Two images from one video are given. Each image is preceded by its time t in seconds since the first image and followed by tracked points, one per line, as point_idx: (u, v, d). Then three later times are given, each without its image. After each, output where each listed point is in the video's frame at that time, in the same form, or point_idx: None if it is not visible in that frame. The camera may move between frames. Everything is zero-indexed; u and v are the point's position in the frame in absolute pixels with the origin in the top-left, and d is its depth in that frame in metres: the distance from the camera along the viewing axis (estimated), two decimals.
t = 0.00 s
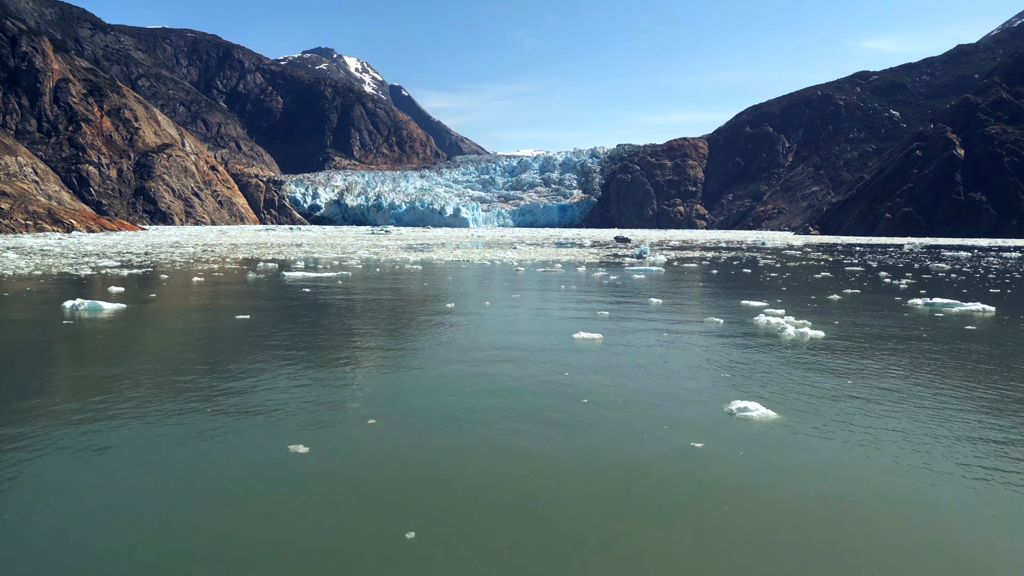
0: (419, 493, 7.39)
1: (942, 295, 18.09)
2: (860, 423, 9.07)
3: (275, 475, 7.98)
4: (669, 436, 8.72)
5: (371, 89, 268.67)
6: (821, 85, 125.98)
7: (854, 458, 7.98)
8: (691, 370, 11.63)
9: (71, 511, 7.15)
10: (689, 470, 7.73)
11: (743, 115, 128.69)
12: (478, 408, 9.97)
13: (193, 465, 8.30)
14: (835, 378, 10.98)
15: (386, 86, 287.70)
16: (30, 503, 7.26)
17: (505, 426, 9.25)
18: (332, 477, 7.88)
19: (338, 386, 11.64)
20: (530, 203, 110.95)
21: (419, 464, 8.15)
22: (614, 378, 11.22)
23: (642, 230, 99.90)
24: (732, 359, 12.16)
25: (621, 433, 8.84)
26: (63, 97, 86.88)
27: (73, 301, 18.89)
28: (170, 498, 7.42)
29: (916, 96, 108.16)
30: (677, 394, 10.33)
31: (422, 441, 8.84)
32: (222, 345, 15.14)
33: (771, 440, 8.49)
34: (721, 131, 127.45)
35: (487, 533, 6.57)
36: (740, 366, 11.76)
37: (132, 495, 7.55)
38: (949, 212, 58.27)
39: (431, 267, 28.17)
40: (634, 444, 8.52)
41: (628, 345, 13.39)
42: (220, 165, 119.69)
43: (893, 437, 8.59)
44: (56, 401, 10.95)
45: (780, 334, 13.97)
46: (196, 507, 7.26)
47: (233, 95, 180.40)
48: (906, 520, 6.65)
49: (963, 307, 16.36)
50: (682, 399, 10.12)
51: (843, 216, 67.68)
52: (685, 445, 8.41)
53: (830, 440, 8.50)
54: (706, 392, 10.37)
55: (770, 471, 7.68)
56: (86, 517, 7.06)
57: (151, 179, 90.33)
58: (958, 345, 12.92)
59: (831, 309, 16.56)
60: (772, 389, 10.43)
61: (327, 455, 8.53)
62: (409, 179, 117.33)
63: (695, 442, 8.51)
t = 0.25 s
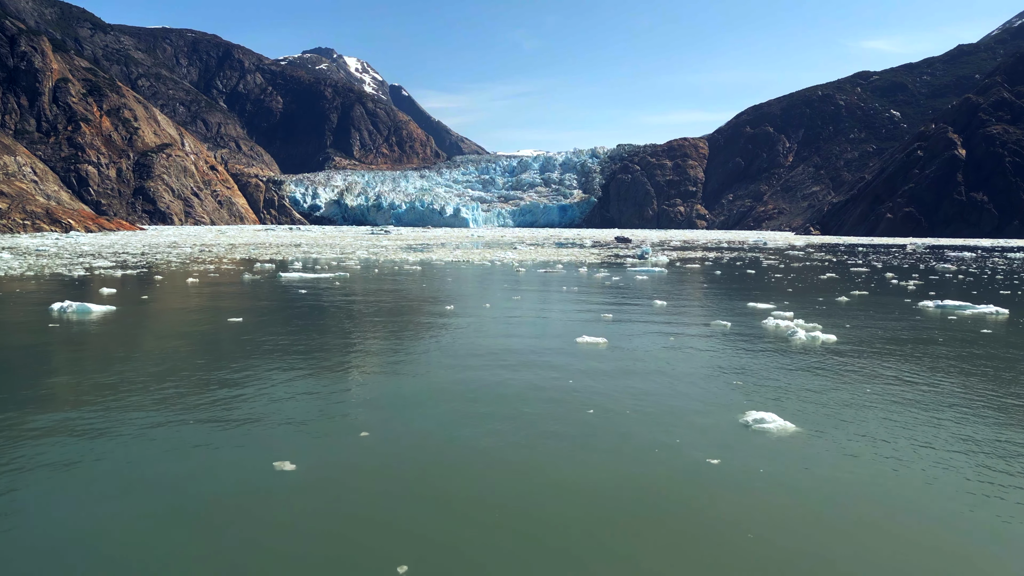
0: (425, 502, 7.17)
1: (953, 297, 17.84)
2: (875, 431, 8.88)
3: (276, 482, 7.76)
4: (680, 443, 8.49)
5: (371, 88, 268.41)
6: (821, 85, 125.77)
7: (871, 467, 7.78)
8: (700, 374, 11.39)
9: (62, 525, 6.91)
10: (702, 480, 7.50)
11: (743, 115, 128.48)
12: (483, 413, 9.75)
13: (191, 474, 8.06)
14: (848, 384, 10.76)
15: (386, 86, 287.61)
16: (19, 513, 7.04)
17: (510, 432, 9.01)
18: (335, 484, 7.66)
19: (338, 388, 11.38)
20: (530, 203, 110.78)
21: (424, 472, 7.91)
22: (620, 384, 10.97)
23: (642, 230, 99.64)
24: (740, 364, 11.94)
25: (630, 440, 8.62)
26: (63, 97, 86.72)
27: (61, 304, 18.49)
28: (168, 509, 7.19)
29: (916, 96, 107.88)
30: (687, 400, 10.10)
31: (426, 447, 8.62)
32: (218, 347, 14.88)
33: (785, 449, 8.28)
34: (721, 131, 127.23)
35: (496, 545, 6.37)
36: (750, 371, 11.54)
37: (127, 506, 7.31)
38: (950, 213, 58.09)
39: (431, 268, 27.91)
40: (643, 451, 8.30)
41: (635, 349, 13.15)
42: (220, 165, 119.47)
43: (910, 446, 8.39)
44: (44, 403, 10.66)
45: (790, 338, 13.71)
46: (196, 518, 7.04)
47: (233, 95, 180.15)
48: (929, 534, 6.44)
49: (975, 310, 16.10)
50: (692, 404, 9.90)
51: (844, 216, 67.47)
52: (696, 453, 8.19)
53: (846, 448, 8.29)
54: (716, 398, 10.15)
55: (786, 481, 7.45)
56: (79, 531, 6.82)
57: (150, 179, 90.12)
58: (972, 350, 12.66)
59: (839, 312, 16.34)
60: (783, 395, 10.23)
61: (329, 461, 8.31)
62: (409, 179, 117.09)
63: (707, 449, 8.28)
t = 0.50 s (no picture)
0: (430, 511, 6.96)
1: (964, 299, 17.60)
2: (893, 435, 8.70)
3: (278, 488, 7.52)
4: (693, 453, 8.21)
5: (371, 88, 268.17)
6: (822, 85, 125.56)
7: (889, 474, 7.60)
8: (712, 380, 11.14)
9: (54, 532, 6.63)
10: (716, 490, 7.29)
11: (743, 115, 128.28)
12: (490, 420, 9.48)
13: (189, 479, 7.80)
14: (862, 389, 10.55)
15: (386, 86, 287.50)
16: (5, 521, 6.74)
17: (519, 440, 8.73)
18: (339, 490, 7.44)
19: (339, 392, 11.11)
20: (530, 203, 110.58)
21: (430, 481, 7.68)
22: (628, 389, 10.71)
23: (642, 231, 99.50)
24: (751, 369, 11.69)
25: (640, 448, 8.38)
26: (62, 96, 86.55)
27: (48, 305, 17.97)
28: (167, 515, 6.94)
29: (916, 97, 107.71)
30: (698, 407, 9.84)
31: (433, 453, 8.38)
32: (214, 348, 14.55)
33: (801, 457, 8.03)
34: (721, 131, 127.03)
35: (508, 556, 6.14)
36: (762, 376, 11.31)
37: (121, 510, 7.05)
38: (952, 213, 57.91)
39: (432, 268, 27.65)
40: (654, 460, 8.06)
41: (643, 353, 12.89)
42: (219, 165, 119.26)
43: (927, 449, 8.23)
44: (31, 407, 10.31)
45: (801, 342, 13.44)
46: (194, 524, 6.77)
47: (232, 95, 179.89)
48: (952, 543, 6.24)
49: (986, 313, 15.86)
50: (706, 411, 9.66)
51: (845, 217, 67.28)
52: (710, 463, 7.96)
53: (864, 455, 8.11)
54: (728, 405, 9.92)
55: (807, 491, 7.21)
56: (75, 536, 6.56)
57: (150, 179, 89.89)
58: (985, 354, 12.41)
59: (850, 314, 16.12)
60: (798, 401, 9.99)
61: (333, 469, 8.02)
62: (409, 180, 116.86)
63: (722, 459, 8.03)
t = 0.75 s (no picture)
0: (435, 519, 6.74)
1: (977, 302, 17.34)
2: (909, 442, 8.51)
3: (278, 492, 7.30)
4: (707, 466, 7.88)
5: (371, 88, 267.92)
6: (822, 84, 125.41)
7: (910, 486, 7.33)
8: (721, 384, 10.93)
9: (43, 535, 6.38)
10: (728, 499, 7.07)
11: (743, 115, 128.08)
12: (495, 424, 9.25)
13: (186, 480, 7.57)
14: (875, 395, 10.36)
15: (386, 86, 287.32)
16: None
17: (525, 446, 8.51)
18: (340, 495, 7.24)
19: (340, 393, 10.88)
20: (530, 203, 110.43)
21: (433, 486, 7.46)
22: (633, 395, 10.48)
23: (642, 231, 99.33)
24: (760, 374, 11.48)
25: (649, 455, 8.16)
26: (60, 96, 86.34)
27: (34, 307, 17.49)
28: (163, 519, 6.72)
29: (917, 97, 107.56)
30: (707, 412, 9.62)
31: (436, 459, 8.18)
32: (211, 350, 14.30)
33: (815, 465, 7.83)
34: (721, 131, 126.84)
35: (515, 567, 5.93)
36: (771, 380, 11.10)
37: (113, 513, 6.81)
38: (953, 213, 57.75)
39: (431, 269, 27.41)
40: (667, 473, 7.71)
41: (649, 357, 12.66)
42: (219, 164, 119.03)
43: (944, 458, 8.04)
44: (19, 408, 10.05)
45: (813, 347, 13.12)
46: (186, 538, 6.42)
47: (232, 95, 179.62)
48: (974, 556, 6.05)
49: (998, 315, 15.62)
50: (715, 416, 9.45)
51: (846, 216, 67.11)
52: (720, 470, 7.75)
53: (881, 463, 7.90)
54: (739, 410, 9.70)
55: (822, 502, 7.00)
56: (63, 546, 6.27)
57: (149, 178, 89.64)
58: (1001, 361, 12.13)
59: (860, 317, 15.88)
60: (810, 406, 9.80)
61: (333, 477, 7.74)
62: (408, 179, 116.66)
63: (733, 467, 7.82)
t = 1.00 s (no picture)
0: (434, 535, 6.53)
1: (988, 304, 17.11)
2: (922, 449, 8.30)
3: (272, 506, 7.10)
4: (725, 483, 7.51)
5: (370, 88, 267.77)
6: (822, 84, 125.20)
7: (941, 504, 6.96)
8: (727, 388, 10.72)
9: (28, 556, 6.19)
10: (736, 514, 6.86)
11: (743, 115, 127.88)
12: (496, 431, 9.05)
13: (179, 495, 7.38)
14: (886, 398, 10.15)
15: (386, 86, 287.16)
16: None
17: (525, 455, 8.30)
18: (342, 516, 6.88)
19: (338, 399, 10.65)
20: (529, 203, 110.28)
21: (431, 499, 7.25)
22: (636, 399, 10.25)
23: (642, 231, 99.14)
24: (767, 377, 11.26)
25: (653, 465, 7.96)
26: (59, 95, 86.13)
27: (20, 309, 17.10)
28: (155, 545, 6.38)
29: (916, 97, 107.34)
30: (714, 418, 9.40)
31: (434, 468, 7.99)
32: (205, 352, 14.08)
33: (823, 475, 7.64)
34: (721, 131, 126.67)
35: None
36: (778, 384, 10.89)
37: (102, 531, 6.62)
38: (954, 213, 57.58)
39: (430, 269, 27.20)
40: (682, 490, 7.36)
41: (653, 360, 12.43)
42: (218, 164, 118.85)
43: (958, 465, 7.84)
44: (6, 414, 9.83)
45: (825, 350, 12.79)
46: (177, 566, 6.05)
47: (231, 95, 179.31)
48: None
49: (1009, 318, 15.37)
50: (722, 422, 9.23)
51: (846, 216, 66.94)
52: (726, 481, 7.54)
53: (893, 472, 7.70)
54: (745, 416, 9.49)
55: (831, 515, 6.81)
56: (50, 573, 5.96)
57: (147, 178, 89.43)
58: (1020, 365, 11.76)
59: (870, 320, 15.64)
60: (818, 411, 9.59)
61: (333, 494, 7.37)
62: (408, 179, 116.45)
63: (740, 475, 7.63)
